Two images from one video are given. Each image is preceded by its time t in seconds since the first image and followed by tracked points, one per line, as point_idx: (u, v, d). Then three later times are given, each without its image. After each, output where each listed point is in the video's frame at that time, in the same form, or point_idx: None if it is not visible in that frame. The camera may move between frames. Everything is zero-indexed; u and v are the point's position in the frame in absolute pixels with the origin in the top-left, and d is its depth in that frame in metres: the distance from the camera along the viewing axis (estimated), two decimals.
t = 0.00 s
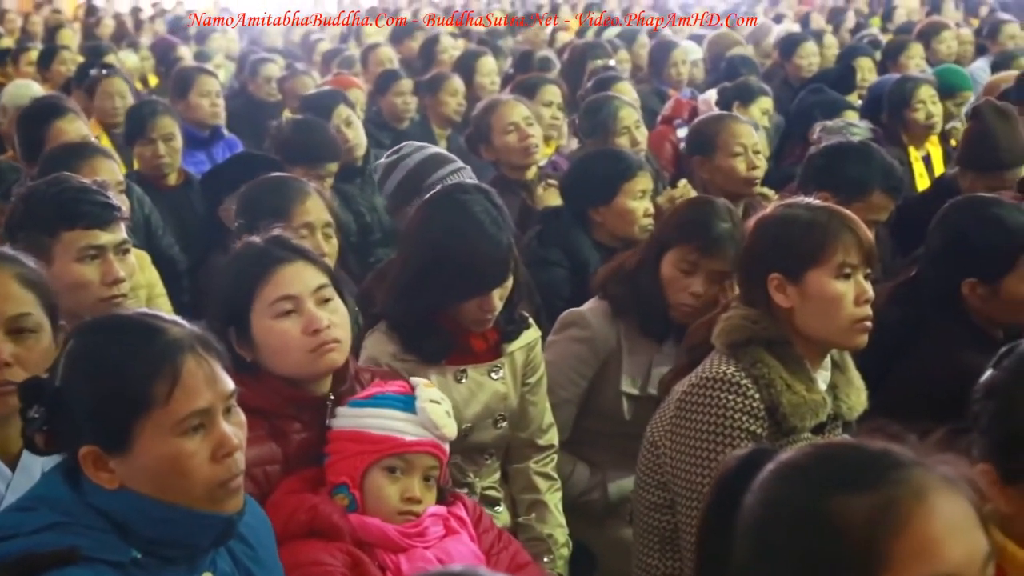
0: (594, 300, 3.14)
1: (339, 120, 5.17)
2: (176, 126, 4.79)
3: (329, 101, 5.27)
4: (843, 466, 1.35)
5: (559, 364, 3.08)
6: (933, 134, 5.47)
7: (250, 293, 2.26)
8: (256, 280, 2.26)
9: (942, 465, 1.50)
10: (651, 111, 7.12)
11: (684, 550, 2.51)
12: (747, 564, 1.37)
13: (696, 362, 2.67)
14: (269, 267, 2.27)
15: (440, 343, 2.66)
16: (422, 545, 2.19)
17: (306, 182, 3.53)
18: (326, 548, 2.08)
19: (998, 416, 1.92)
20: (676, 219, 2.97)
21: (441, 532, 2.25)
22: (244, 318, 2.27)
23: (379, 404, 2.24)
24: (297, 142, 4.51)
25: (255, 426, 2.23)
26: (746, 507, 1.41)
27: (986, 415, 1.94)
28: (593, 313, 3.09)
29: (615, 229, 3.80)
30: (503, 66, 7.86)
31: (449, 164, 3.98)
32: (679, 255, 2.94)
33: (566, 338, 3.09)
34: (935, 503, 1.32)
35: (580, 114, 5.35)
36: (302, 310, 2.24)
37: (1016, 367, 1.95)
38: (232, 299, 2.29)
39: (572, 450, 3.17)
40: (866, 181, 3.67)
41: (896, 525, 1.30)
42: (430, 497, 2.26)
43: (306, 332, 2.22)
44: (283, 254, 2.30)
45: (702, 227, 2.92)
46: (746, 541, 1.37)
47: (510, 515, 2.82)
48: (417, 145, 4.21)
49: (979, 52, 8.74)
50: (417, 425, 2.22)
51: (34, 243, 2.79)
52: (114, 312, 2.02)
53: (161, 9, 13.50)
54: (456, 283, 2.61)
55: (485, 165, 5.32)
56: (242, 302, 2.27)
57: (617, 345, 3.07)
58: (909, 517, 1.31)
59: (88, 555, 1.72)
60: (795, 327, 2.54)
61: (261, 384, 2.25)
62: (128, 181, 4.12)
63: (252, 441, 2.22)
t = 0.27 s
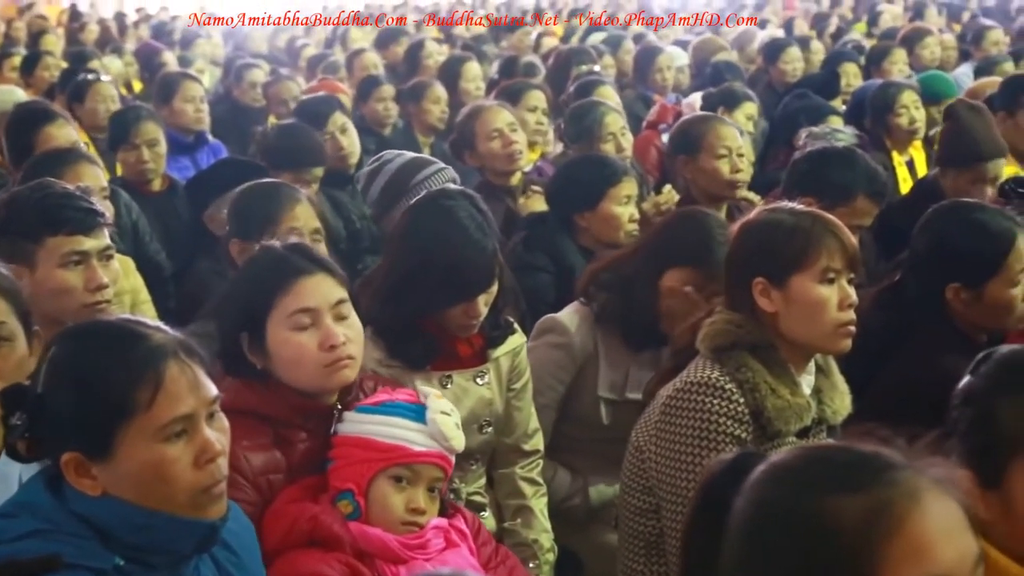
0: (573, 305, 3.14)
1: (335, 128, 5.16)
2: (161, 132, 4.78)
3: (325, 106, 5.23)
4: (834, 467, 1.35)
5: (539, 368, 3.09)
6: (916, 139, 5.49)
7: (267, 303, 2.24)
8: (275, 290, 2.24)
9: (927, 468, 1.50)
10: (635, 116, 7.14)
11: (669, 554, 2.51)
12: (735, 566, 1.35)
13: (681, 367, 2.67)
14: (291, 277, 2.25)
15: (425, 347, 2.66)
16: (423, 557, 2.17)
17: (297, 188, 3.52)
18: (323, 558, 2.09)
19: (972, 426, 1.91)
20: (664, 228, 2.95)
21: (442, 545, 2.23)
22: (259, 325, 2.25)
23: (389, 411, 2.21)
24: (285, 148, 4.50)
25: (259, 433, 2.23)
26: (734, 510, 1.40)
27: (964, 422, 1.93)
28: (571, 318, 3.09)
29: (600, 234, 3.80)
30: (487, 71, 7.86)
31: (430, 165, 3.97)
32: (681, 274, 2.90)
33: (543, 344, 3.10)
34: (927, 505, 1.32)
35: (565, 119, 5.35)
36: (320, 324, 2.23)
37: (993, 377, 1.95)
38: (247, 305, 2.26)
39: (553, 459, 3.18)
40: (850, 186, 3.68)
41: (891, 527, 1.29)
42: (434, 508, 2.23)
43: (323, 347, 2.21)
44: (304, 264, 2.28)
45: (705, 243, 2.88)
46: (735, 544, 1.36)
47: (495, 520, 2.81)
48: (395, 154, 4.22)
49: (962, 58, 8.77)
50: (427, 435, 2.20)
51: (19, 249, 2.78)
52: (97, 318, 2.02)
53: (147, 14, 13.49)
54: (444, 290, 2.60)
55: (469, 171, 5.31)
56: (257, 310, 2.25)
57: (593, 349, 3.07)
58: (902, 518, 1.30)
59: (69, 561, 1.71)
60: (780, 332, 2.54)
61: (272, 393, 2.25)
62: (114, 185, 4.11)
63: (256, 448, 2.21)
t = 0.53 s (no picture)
0: (557, 312, 3.15)
1: (333, 134, 5.14)
2: (146, 138, 4.76)
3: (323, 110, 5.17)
4: (825, 471, 1.34)
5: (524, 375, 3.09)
6: (901, 144, 5.50)
7: (265, 314, 2.23)
8: (276, 300, 2.23)
9: (915, 472, 1.49)
10: (621, 121, 7.15)
11: (655, 559, 2.51)
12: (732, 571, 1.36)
13: (667, 373, 2.67)
14: (292, 289, 2.23)
15: (411, 352, 2.66)
16: (414, 563, 2.17)
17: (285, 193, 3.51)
18: (314, 564, 2.08)
19: (951, 443, 1.93)
20: (642, 236, 2.98)
21: (433, 551, 2.23)
22: (256, 335, 2.23)
23: (386, 417, 2.21)
24: (271, 154, 4.51)
25: (250, 442, 2.21)
26: (728, 513, 1.40)
27: (942, 440, 1.96)
28: (556, 325, 3.09)
29: (586, 239, 3.79)
30: (473, 76, 7.87)
31: (415, 171, 3.98)
32: (664, 275, 2.95)
33: (528, 352, 3.11)
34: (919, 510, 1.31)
35: (552, 125, 5.35)
36: (317, 338, 2.22)
37: (969, 387, 1.96)
38: (246, 312, 2.24)
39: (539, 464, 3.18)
40: (835, 192, 3.69)
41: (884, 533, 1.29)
42: (425, 514, 2.23)
43: (319, 362, 2.19)
44: (305, 276, 2.26)
45: (682, 242, 2.93)
46: (730, 549, 1.36)
47: (481, 526, 2.81)
48: (378, 161, 4.23)
49: (946, 63, 8.80)
50: (421, 441, 2.20)
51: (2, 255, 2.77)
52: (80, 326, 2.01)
53: (133, 20, 13.48)
54: (432, 296, 2.60)
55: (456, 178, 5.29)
56: (256, 317, 2.23)
57: (579, 356, 3.08)
58: (896, 523, 1.29)
59: (50, 569, 1.71)
60: (765, 337, 2.55)
61: (265, 403, 2.24)
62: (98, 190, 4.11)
63: (248, 457, 2.21)
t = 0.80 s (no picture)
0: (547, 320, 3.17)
1: (339, 139, 5.13)
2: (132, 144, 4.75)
3: (330, 115, 5.16)
4: (815, 474, 1.34)
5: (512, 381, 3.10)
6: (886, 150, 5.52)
7: (246, 319, 2.24)
8: (256, 306, 2.23)
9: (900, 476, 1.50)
10: (608, 127, 7.15)
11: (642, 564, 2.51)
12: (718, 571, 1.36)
13: (653, 378, 2.68)
14: (272, 295, 2.24)
15: (397, 357, 2.65)
16: (391, 567, 2.16)
17: (270, 199, 3.51)
18: (292, 568, 2.07)
19: (948, 451, 1.91)
20: (614, 234, 3.00)
21: (410, 554, 2.22)
22: (236, 341, 2.24)
23: (358, 423, 2.21)
24: (257, 160, 4.51)
25: (227, 448, 2.22)
26: (716, 515, 1.40)
27: (938, 444, 1.94)
28: (546, 334, 3.11)
29: (572, 245, 3.80)
30: (460, 81, 7.87)
31: (402, 176, 3.99)
32: (641, 265, 2.96)
33: (519, 358, 3.12)
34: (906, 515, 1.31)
35: (538, 130, 5.36)
36: (297, 345, 2.23)
37: (966, 391, 1.94)
38: (227, 317, 2.25)
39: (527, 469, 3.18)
40: (820, 198, 3.70)
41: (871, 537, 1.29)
42: (401, 518, 2.23)
43: (298, 369, 2.20)
44: (286, 283, 2.27)
45: (650, 230, 2.95)
46: (716, 549, 1.36)
47: (467, 532, 2.81)
48: (367, 166, 4.23)
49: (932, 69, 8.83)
50: (394, 446, 2.20)
51: None
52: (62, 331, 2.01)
53: (119, 25, 13.45)
54: (418, 303, 2.60)
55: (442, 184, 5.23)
56: (237, 322, 2.24)
57: (568, 362, 3.09)
58: (885, 526, 1.30)
59: None
60: (752, 342, 2.55)
61: (241, 408, 2.24)
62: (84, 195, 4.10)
63: (226, 463, 2.21)
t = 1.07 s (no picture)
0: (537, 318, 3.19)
1: (346, 144, 5.13)
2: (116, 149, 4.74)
3: (336, 119, 5.14)
4: (795, 472, 1.35)
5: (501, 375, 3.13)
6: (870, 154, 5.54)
7: (217, 323, 2.24)
8: (228, 310, 2.24)
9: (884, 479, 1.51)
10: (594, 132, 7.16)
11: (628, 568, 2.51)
12: (697, 569, 1.35)
13: (638, 383, 2.68)
14: (243, 298, 2.25)
15: (382, 363, 2.65)
16: (368, 567, 2.16)
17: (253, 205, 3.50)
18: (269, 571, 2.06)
19: (950, 455, 1.94)
20: (593, 235, 3.03)
21: (387, 554, 2.22)
22: (208, 345, 2.25)
23: (328, 427, 2.21)
24: (243, 167, 4.52)
25: (200, 453, 2.21)
26: (694, 513, 1.40)
27: (942, 447, 1.97)
28: (538, 330, 3.12)
29: (557, 250, 3.80)
30: (445, 86, 7.86)
31: (386, 180, 4.00)
32: (624, 261, 2.99)
33: (509, 347, 3.15)
34: (885, 516, 1.32)
35: (523, 135, 5.36)
36: (268, 348, 2.23)
37: (968, 396, 1.96)
38: (199, 322, 2.26)
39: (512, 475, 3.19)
40: (804, 202, 3.71)
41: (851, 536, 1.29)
42: (376, 520, 2.23)
43: (270, 371, 2.20)
44: (256, 287, 2.28)
45: (627, 227, 2.99)
46: (694, 547, 1.36)
47: (453, 537, 2.81)
48: (352, 170, 4.24)
49: (916, 75, 8.86)
50: (364, 447, 2.20)
51: None
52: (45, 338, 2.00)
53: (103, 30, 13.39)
54: (401, 308, 2.60)
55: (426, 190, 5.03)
56: (209, 326, 2.24)
57: (555, 360, 3.11)
58: (865, 524, 1.30)
59: None
60: (737, 347, 2.56)
61: (213, 412, 2.23)
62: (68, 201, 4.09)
63: (201, 468, 2.20)
